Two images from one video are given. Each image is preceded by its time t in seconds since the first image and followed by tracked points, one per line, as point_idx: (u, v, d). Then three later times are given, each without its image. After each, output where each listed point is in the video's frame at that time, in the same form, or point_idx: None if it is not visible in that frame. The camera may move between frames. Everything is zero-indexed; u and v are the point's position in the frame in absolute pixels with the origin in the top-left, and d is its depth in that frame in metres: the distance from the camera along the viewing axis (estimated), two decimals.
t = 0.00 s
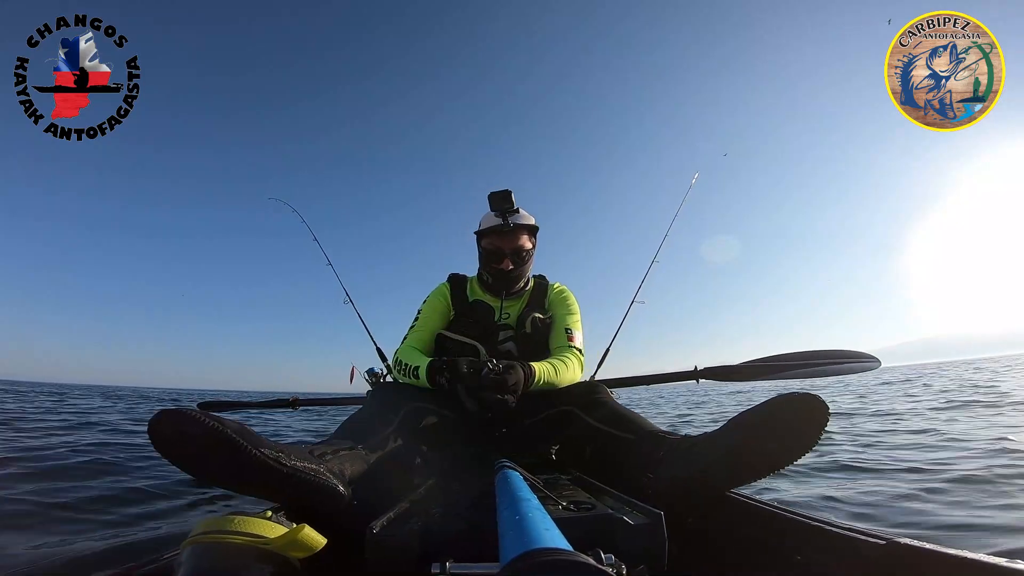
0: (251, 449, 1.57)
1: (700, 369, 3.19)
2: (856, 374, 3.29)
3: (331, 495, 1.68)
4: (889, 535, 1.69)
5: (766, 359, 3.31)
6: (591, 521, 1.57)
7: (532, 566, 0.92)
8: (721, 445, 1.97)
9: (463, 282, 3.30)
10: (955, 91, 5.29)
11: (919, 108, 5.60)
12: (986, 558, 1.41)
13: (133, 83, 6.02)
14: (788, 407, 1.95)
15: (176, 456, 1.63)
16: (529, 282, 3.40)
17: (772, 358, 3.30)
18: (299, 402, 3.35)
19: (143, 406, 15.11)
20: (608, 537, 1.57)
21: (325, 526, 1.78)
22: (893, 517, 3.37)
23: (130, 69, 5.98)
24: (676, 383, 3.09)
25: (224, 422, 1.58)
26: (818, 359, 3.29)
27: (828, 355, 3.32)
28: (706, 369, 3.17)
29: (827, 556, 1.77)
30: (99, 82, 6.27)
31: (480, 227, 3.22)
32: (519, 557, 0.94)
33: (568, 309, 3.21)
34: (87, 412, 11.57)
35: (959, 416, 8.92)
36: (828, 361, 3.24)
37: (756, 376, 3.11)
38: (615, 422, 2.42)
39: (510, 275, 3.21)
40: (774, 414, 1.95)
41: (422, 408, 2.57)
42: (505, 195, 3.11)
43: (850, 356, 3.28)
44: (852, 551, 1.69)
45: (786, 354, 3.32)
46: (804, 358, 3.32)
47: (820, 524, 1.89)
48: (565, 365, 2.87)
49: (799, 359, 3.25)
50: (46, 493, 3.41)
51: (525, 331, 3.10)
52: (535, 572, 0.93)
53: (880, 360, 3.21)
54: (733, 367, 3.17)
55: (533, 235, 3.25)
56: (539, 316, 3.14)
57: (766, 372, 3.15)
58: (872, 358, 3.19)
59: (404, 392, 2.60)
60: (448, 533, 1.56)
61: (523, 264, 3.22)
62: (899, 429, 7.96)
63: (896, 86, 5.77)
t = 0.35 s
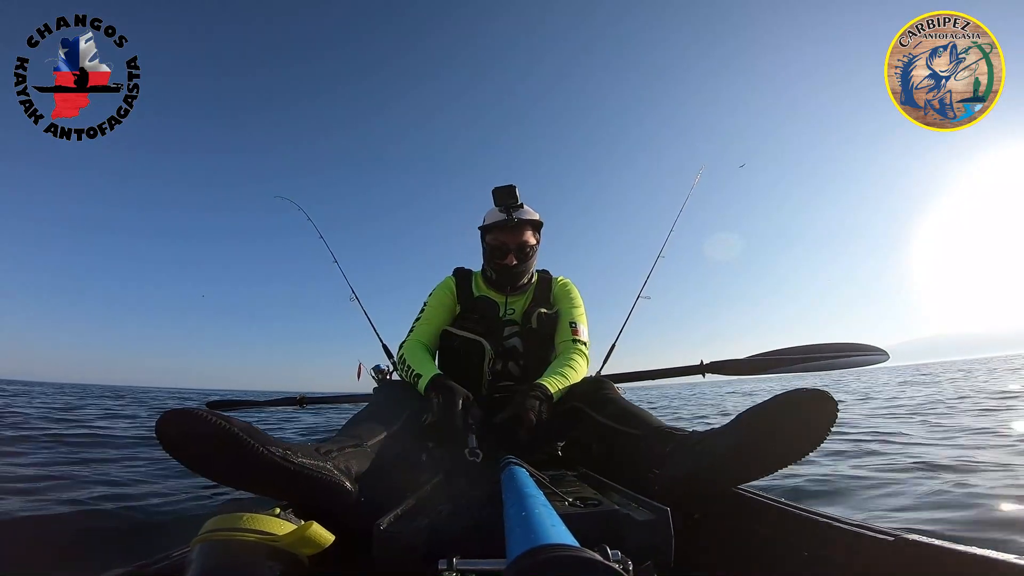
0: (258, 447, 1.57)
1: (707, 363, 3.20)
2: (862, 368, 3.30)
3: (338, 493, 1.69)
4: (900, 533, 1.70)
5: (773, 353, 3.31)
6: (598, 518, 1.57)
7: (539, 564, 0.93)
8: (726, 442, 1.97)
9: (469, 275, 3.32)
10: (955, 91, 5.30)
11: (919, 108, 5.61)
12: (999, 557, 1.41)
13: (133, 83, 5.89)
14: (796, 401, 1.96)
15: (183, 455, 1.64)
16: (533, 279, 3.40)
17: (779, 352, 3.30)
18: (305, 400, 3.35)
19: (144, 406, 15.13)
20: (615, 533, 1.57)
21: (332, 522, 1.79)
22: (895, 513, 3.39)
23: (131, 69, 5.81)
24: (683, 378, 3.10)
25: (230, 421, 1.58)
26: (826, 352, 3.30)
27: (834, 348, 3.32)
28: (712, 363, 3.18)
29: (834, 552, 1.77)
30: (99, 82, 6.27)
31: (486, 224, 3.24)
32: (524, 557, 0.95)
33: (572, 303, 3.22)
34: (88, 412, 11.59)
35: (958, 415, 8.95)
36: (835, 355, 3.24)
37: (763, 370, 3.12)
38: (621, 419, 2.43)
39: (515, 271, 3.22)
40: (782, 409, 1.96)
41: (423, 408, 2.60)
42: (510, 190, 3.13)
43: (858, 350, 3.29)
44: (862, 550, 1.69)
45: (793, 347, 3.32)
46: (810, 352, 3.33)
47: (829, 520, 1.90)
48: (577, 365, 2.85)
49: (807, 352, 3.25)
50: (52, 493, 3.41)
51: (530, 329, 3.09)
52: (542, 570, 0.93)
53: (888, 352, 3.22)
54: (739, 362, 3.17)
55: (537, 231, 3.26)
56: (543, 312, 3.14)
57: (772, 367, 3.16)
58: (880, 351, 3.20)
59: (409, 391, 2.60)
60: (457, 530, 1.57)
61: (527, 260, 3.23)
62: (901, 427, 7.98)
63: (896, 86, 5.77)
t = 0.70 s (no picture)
0: (253, 445, 1.57)
1: (704, 368, 3.20)
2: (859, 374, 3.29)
3: (334, 493, 1.69)
4: (895, 537, 1.68)
5: (770, 358, 3.31)
6: (592, 518, 1.57)
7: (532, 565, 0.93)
8: (722, 444, 1.97)
9: (465, 275, 3.31)
10: (955, 91, 5.29)
11: (919, 107, 5.61)
12: (988, 559, 1.36)
13: (133, 83, 5.69)
14: (799, 404, 1.95)
15: (178, 452, 1.64)
16: (527, 278, 3.40)
17: (776, 357, 3.31)
18: (302, 398, 3.34)
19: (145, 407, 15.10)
20: (609, 534, 1.57)
21: (327, 522, 1.79)
22: (894, 516, 3.38)
23: (131, 69, 5.60)
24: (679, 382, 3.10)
25: (225, 418, 1.58)
26: (823, 358, 3.30)
27: (830, 354, 3.32)
28: (709, 368, 3.18)
29: (828, 556, 1.77)
30: (99, 82, 6.27)
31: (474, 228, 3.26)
32: (516, 558, 0.94)
33: (567, 303, 3.22)
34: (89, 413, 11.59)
35: (958, 417, 8.93)
36: (832, 360, 3.24)
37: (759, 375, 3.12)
38: (618, 420, 2.44)
39: (509, 270, 3.21)
40: (784, 412, 1.95)
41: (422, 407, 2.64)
42: (495, 189, 3.14)
43: (855, 355, 3.28)
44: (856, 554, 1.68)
45: (790, 353, 3.32)
46: (807, 357, 3.33)
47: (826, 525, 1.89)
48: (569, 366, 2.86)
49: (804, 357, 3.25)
50: (50, 492, 3.41)
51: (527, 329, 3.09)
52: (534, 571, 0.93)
53: (884, 360, 3.20)
54: (736, 366, 3.17)
55: (527, 228, 3.26)
56: (539, 313, 3.14)
57: (769, 370, 3.16)
58: (877, 357, 3.18)
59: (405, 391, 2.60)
60: (451, 531, 1.57)
61: (518, 258, 3.22)
62: (901, 429, 7.97)
63: (896, 86, 5.76)
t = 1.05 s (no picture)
0: (250, 445, 1.57)
1: (701, 362, 3.20)
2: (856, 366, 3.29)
3: (333, 491, 1.69)
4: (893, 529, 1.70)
5: (767, 350, 3.32)
6: (592, 514, 1.57)
7: (535, 561, 0.93)
8: (722, 439, 1.97)
9: (462, 273, 3.31)
10: (955, 91, 5.29)
11: (919, 108, 5.61)
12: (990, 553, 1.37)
13: (134, 83, 5.70)
14: (798, 397, 1.95)
15: (175, 454, 1.63)
16: (525, 275, 3.40)
17: (772, 350, 3.30)
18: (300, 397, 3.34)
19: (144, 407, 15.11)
20: (610, 530, 1.57)
21: (326, 520, 1.78)
22: (891, 509, 3.40)
23: (131, 69, 5.61)
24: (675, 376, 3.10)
25: (222, 419, 1.58)
26: (820, 350, 3.31)
27: (825, 347, 3.33)
28: (706, 362, 3.18)
29: (829, 549, 1.77)
30: (99, 82, 6.27)
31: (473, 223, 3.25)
32: (519, 553, 0.94)
33: (565, 298, 3.22)
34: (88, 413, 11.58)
35: (957, 414, 8.95)
36: (828, 353, 3.25)
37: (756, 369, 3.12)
38: (617, 415, 2.43)
39: (507, 266, 3.21)
40: (781, 403, 1.95)
41: (421, 403, 2.63)
42: (493, 184, 3.14)
43: (852, 348, 3.29)
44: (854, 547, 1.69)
45: (787, 346, 3.32)
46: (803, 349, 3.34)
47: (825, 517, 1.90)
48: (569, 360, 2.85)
49: (801, 350, 3.26)
50: (49, 492, 3.41)
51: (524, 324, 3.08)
52: (538, 567, 0.93)
53: (880, 352, 3.21)
54: (733, 360, 3.17)
55: (524, 224, 3.26)
56: (537, 308, 3.13)
57: (767, 364, 3.16)
58: (873, 350, 3.19)
59: (404, 389, 2.60)
60: (451, 526, 1.56)
61: (517, 253, 3.22)
62: (899, 425, 7.99)
63: (896, 86, 5.76)
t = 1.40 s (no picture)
0: (253, 454, 1.57)
1: (702, 364, 3.20)
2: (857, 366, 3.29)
3: (337, 498, 1.69)
4: (899, 529, 1.71)
5: (767, 351, 3.33)
6: (596, 518, 1.57)
7: (542, 564, 0.93)
8: (725, 441, 1.97)
9: (457, 285, 3.29)
10: (955, 91, 5.29)
11: (919, 108, 5.61)
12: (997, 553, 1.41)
13: (133, 82, 5.51)
14: (794, 399, 1.96)
15: (178, 463, 1.64)
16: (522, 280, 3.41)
17: (774, 350, 3.30)
18: (302, 406, 3.34)
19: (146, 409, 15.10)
20: (614, 536, 1.57)
21: (332, 527, 1.78)
22: (894, 510, 3.39)
23: (131, 69, 5.44)
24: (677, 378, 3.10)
25: (225, 429, 1.58)
26: (820, 351, 3.31)
27: (825, 347, 3.33)
28: (707, 363, 3.18)
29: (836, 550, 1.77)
30: (99, 83, 6.27)
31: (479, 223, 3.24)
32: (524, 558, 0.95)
33: (561, 304, 3.24)
34: (90, 416, 11.59)
35: (960, 415, 8.94)
36: (828, 353, 3.26)
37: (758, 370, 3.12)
38: (619, 419, 2.44)
39: (508, 270, 3.22)
40: (780, 407, 1.95)
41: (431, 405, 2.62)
42: (507, 190, 3.15)
43: (851, 347, 3.30)
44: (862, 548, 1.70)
45: (788, 346, 3.32)
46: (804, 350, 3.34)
47: (829, 517, 1.91)
48: (564, 359, 2.90)
49: (801, 350, 3.26)
50: (51, 500, 3.40)
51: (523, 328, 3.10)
52: (544, 571, 0.93)
53: (880, 350, 3.21)
54: (735, 361, 3.17)
55: (529, 232, 3.28)
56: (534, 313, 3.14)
57: (768, 364, 3.17)
58: (873, 348, 3.19)
59: (405, 396, 2.60)
60: (456, 530, 1.57)
61: (519, 259, 3.23)
62: (900, 426, 7.98)
63: (896, 86, 5.76)
